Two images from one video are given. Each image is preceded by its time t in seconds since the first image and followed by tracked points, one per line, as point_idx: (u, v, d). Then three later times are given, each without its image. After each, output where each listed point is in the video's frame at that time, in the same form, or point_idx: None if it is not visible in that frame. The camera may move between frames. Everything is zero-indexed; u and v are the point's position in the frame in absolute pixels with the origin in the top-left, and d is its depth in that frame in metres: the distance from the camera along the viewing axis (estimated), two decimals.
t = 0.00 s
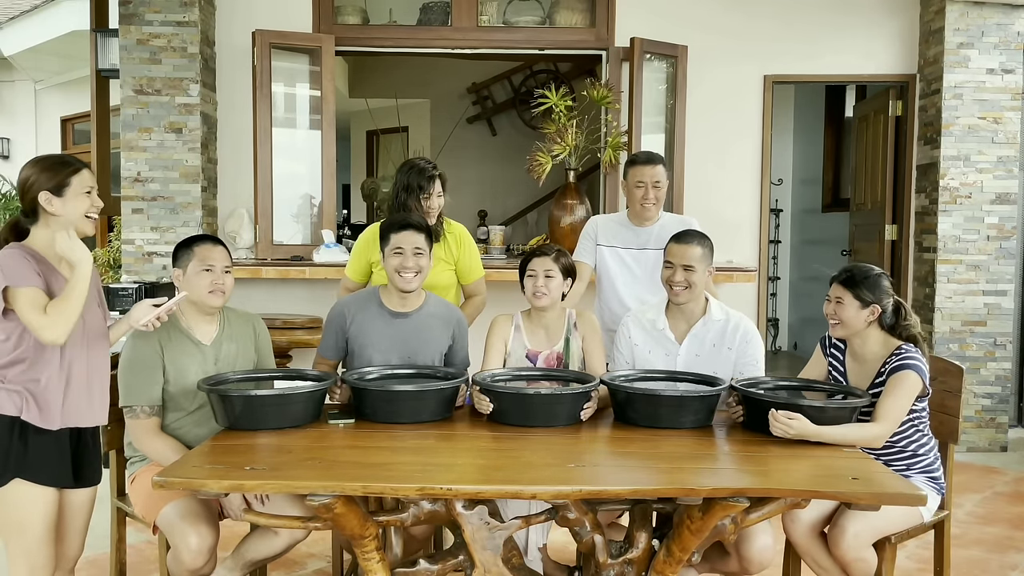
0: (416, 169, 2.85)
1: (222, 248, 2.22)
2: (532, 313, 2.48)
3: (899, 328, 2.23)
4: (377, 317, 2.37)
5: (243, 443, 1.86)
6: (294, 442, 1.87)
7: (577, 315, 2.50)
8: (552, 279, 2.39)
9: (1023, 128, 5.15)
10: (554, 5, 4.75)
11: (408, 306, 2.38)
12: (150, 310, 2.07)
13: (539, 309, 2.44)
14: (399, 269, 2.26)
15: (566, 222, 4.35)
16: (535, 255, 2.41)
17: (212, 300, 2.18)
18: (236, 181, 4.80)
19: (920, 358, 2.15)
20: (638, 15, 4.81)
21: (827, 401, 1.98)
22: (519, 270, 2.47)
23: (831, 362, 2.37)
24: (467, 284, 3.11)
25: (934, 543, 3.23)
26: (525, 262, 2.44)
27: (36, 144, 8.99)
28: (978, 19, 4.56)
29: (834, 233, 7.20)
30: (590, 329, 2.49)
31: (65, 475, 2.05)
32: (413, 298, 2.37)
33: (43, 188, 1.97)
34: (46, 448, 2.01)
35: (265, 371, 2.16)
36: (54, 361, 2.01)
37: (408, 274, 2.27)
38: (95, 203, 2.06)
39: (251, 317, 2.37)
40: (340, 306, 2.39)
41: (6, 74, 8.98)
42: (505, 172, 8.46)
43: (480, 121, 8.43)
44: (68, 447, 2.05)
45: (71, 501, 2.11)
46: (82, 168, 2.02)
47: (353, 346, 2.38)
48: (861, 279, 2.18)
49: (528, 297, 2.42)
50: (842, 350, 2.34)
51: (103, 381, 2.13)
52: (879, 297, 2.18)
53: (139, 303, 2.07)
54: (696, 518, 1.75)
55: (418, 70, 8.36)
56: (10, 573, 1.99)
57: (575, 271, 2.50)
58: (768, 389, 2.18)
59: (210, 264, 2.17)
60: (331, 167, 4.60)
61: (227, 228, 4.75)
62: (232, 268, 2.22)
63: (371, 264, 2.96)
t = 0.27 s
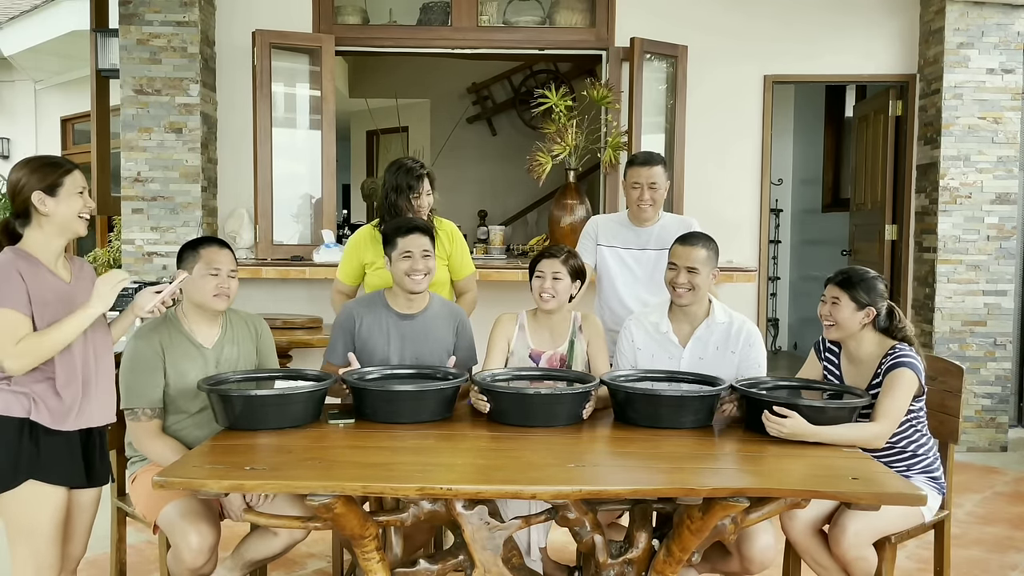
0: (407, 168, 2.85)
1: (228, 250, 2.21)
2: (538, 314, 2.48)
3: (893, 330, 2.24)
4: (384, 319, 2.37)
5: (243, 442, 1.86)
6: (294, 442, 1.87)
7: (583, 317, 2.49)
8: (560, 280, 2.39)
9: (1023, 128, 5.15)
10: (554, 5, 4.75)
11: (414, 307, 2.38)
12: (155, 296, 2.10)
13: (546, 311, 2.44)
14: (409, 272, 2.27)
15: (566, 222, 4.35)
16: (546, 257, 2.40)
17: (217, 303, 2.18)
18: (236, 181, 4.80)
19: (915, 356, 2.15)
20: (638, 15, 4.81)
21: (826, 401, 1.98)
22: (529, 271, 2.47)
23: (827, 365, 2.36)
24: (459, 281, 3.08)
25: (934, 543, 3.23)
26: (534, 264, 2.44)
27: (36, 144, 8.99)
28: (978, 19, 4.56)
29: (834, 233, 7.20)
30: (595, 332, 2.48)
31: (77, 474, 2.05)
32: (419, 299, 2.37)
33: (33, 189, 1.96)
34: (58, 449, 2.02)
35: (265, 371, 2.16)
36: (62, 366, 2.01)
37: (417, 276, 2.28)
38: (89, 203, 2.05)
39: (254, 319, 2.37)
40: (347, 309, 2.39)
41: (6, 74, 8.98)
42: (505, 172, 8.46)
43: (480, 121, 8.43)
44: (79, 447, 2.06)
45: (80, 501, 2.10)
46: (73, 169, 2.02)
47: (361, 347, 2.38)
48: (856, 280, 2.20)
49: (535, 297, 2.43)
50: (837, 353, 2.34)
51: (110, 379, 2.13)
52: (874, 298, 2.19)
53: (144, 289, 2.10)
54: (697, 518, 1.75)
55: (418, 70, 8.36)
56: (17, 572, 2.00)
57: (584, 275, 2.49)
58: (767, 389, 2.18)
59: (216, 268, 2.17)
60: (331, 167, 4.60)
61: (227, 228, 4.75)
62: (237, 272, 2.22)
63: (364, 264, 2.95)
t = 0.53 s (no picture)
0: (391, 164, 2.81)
1: (229, 254, 2.21)
2: (535, 315, 2.48)
3: (886, 330, 2.23)
4: (372, 322, 2.37)
5: (243, 442, 1.86)
6: (294, 442, 1.87)
7: (581, 318, 2.49)
8: (554, 281, 2.39)
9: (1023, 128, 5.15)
10: (554, 5, 4.75)
11: (400, 307, 2.37)
12: (150, 295, 2.12)
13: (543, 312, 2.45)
14: (390, 271, 2.27)
15: (566, 222, 4.35)
16: (541, 257, 2.41)
17: (222, 307, 2.19)
18: (236, 181, 4.80)
19: (910, 354, 2.15)
20: (638, 15, 4.81)
21: (826, 401, 1.98)
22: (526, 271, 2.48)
23: (823, 365, 2.37)
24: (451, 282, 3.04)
25: (934, 542, 3.23)
26: (530, 264, 2.44)
27: (36, 144, 8.99)
28: (978, 19, 4.56)
29: (834, 233, 7.20)
30: (592, 332, 2.48)
31: (71, 475, 2.04)
32: (403, 298, 2.36)
33: (30, 191, 1.96)
34: (51, 450, 2.01)
35: (264, 371, 2.16)
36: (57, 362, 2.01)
37: (399, 275, 2.28)
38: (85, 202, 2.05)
39: (253, 320, 2.37)
40: (335, 318, 2.39)
41: (6, 74, 8.98)
42: (504, 172, 8.46)
43: (480, 121, 8.43)
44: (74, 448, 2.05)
45: (79, 503, 2.10)
46: (69, 169, 2.02)
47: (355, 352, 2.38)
48: (843, 284, 2.19)
49: (531, 299, 2.43)
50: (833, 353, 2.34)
51: (107, 378, 2.12)
52: (863, 301, 2.18)
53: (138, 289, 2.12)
54: (697, 518, 1.75)
55: (418, 70, 8.36)
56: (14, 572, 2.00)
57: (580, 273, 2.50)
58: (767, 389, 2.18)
59: (220, 272, 2.17)
60: (331, 167, 4.60)
61: (227, 228, 4.75)
62: (238, 274, 2.23)
63: (356, 264, 2.94)
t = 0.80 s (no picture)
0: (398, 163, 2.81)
1: (227, 252, 2.22)
2: (531, 315, 2.49)
3: (887, 331, 2.23)
4: (366, 322, 2.37)
5: (243, 442, 1.86)
6: (294, 441, 1.87)
7: (577, 317, 2.49)
8: (547, 280, 2.39)
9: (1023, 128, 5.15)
10: (554, 5, 4.75)
11: (394, 309, 2.38)
12: (146, 297, 2.12)
13: (539, 313, 2.44)
14: (378, 270, 2.26)
15: (566, 222, 4.35)
16: (531, 259, 2.41)
17: (220, 306, 2.19)
18: (236, 181, 4.80)
19: (912, 355, 2.15)
20: (638, 15, 4.81)
21: (826, 401, 1.98)
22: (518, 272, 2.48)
23: (825, 366, 2.37)
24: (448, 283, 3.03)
25: (934, 542, 3.23)
26: (522, 266, 2.44)
27: (36, 143, 8.99)
28: (978, 19, 4.56)
29: (834, 233, 7.20)
30: (590, 331, 2.48)
31: (73, 475, 2.05)
32: (397, 300, 2.36)
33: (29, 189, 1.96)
34: (53, 450, 2.01)
35: (264, 371, 2.16)
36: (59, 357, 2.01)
37: (386, 274, 2.26)
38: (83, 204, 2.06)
39: (251, 320, 2.37)
40: (330, 315, 2.39)
41: (6, 74, 8.98)
42: (504, 172, 8.46)
43: (480, 121, 8.43)
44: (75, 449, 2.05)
45: (79, 504, 2.11)
46: (69, 170, 2.02)
47: (347, 350, 2.38)
48: (847, 286, 2.19)
49: (525, 300, 2.42)
50: (834, 354, 2.34)
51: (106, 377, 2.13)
52: (866, 304, 2.19)
53: (136, 291, 2.12)
54: (696, 518, 1.75)
55: (418, 70, 8.35)
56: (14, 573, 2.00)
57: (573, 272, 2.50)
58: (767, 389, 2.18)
59: (219, 271, 2.18)
60: (331, 167, 4.60)
61: (227, 228, 4.75)
62: (237, 273, 2.23)
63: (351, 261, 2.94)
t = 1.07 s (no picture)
0: (401, 165, 2.81)
1: (223, 249, 2.22)
2: (529, 316, 2.49)
3: (891, 329, 2.24)
4: (370, 323, 2.37)
5: (243, 443, 1.86)
6: (294, 442, 1.87)
7: (577, 320, 2.49)
8: (541, 280, 2.39)
9: (1023, 128, 5.15)
10: (554, 5, 4.75)
11: (399, 309, 2.37)
12: (148, 299, 2.12)
13: (535, 313, 2.45)
14: (379, 269, 2.26)
15: (566, 222, 4.35)
16: (523, 258, 2.40)
17: (214, 302, 2.18)
18: (235, 181, 4.80)
19: (915, 355, 2.15)
20: (638, 16, 4.81)
21: (826, 401, 1.98)
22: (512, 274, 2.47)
23: (827, 366, 2.36)
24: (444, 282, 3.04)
25: (934, 543, 3.23)
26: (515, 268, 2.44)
27: (36, 144, 8.98)
28: (978, 19, 4.56)
29: (834, 233, 7.21)
30: (588, 332, 2.49)
31: (76, 475, 2.05)
32: (401, 299, 2.36)
33: (30, 190, 1.96)
34: (56, 451, 2.01)
35: (264, 371, 2.16)
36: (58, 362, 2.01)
37: (388, 274, 2.26)
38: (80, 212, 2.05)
39: (251, 321, 2.36)
40: (335, 316, 2.38)
41: (6, 74, 8.98)
42: (504, 172, 8.46)
43: (480, 121, 8.43)
44: (78, 449, 2.05)
45: (83, 503, 2.11)
46: (74, 176, 2.02)
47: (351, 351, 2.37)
48: (851, 285, 2.18)
49: (522, 301, 2.42)
50: (837, 354, 2.34)
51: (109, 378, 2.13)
52: (870, 303, 2.19)
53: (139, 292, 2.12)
54: (696, 518, 1.75)
55: (418, 69, 8.35)
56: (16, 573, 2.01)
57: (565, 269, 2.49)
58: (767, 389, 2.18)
59: (211, 266, 2.17)
60: (331, 167, 4.60)
61: (227, 228, 4.75)
62: (233, 270, 2.22)
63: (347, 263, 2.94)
